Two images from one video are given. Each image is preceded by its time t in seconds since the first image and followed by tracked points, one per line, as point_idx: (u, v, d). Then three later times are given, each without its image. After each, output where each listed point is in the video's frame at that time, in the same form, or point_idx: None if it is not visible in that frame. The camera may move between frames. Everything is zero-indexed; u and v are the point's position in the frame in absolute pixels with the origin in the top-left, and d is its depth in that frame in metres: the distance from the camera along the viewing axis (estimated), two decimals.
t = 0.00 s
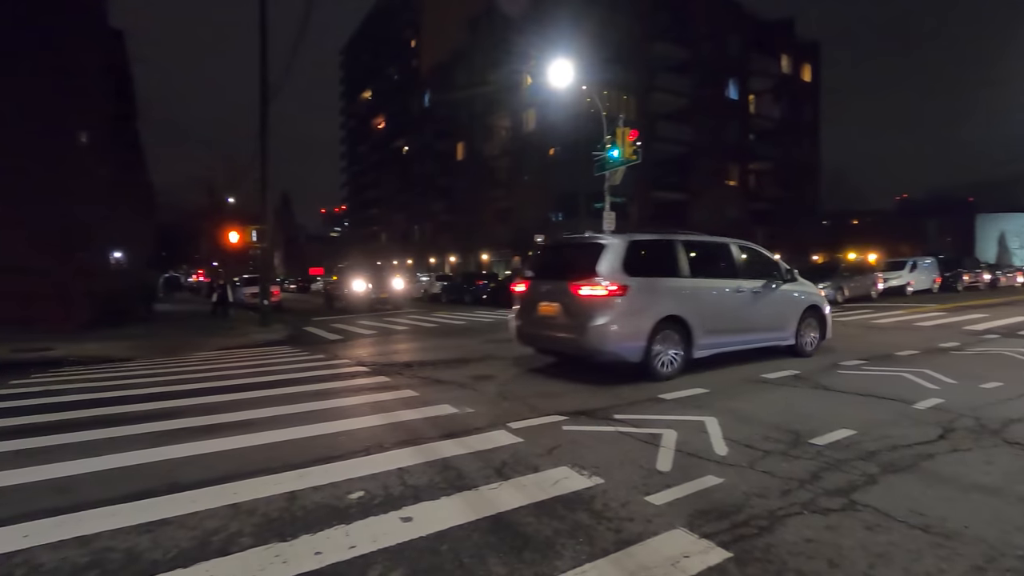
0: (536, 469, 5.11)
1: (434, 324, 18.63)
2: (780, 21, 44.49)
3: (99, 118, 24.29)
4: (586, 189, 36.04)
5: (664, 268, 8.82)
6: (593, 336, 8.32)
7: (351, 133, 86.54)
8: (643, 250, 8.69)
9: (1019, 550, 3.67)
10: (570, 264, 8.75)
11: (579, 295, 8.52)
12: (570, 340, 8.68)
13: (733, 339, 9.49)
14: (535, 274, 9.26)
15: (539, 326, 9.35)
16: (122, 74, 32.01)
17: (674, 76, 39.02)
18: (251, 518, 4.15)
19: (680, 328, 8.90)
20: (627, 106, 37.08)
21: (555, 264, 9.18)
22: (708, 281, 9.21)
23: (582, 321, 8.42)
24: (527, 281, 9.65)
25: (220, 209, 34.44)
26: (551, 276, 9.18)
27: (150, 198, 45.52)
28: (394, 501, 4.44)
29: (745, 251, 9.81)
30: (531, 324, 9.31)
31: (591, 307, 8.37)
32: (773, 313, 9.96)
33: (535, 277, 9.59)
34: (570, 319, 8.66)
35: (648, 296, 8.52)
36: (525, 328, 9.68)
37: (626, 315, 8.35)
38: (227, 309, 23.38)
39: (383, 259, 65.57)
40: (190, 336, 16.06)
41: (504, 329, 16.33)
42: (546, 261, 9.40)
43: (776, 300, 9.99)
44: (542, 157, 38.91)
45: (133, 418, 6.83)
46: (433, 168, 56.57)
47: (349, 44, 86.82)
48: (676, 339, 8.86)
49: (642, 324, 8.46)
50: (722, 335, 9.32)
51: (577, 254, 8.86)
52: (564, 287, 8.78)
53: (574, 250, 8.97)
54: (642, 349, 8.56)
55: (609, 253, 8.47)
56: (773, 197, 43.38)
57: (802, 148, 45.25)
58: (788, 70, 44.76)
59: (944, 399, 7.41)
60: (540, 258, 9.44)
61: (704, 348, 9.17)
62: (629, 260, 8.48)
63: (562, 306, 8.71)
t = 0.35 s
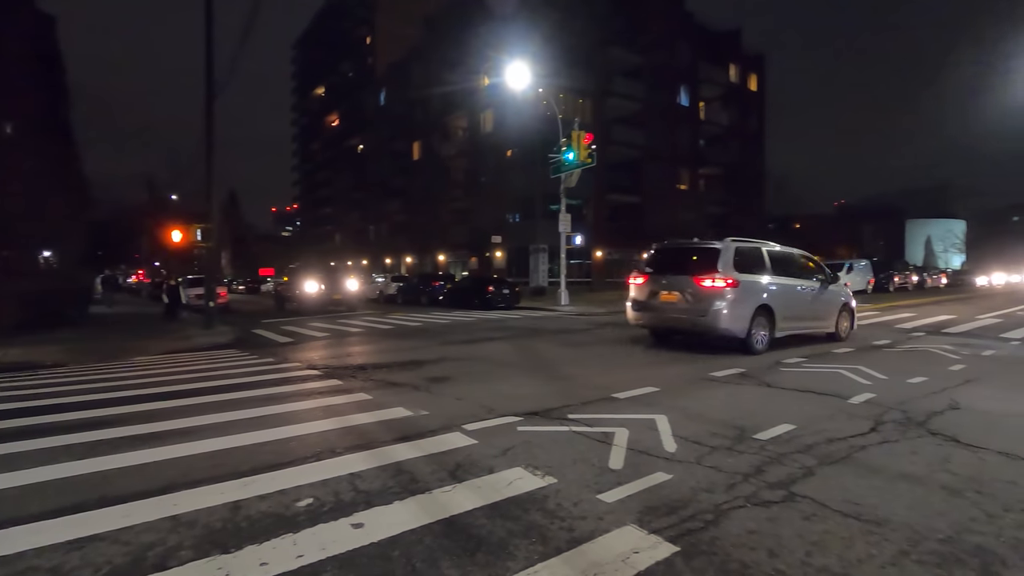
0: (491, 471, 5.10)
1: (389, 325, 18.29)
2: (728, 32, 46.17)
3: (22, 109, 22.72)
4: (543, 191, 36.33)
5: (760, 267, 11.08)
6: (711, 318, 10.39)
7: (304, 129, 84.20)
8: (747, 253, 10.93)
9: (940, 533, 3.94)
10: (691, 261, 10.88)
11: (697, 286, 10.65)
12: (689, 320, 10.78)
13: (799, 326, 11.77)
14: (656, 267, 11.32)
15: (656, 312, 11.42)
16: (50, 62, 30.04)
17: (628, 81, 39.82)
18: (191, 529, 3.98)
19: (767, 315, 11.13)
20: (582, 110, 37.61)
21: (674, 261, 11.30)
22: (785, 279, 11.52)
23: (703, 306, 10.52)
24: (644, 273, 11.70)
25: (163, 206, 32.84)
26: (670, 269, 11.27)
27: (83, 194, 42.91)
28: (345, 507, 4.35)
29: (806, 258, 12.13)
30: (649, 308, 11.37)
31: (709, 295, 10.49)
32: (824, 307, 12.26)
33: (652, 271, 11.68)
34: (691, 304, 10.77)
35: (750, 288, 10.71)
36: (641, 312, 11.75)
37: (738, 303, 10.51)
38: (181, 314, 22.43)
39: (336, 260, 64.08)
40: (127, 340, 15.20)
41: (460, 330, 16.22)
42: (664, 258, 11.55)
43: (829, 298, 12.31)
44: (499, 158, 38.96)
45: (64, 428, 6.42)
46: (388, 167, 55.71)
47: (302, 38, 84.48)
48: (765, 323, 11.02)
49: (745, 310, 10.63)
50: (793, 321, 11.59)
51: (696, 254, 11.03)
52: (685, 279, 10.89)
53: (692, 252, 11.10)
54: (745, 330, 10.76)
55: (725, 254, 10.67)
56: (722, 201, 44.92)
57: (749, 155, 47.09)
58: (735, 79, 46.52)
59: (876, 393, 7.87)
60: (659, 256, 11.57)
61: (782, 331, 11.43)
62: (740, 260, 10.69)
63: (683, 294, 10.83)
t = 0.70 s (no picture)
0: (451, 471, 5.09)
1: (349, 325, 17.93)
2: (686, 38, 47.36)
3: None
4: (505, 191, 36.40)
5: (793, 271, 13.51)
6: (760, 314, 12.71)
7: (260, 124, 81.67)
8: (783, 260, 13.31)
9: (877, 520, 4.17)
10: (742, 267, 13.22)
11: (747, 287, 12.98)
12: (743, 316, 13.12)
13: (817, 317, 14.39)
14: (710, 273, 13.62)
15: (712, 309, 13.73)
16: None
17: (590, 84, 40.32)
18: (136, 538, 3.81)
19: (799, 309, 13.65)
20: (544, 111, 37.86)
21: (726, 267, 13.65)
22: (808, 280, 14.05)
23: (754, 304, 12.86)
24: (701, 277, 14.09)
25: (107, 201, 31.28)
26: (724, 274, 13.61)
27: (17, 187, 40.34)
28: (300, 511, 4.26)
29: (819, 262, 14.72)
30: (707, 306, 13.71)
31: (758, 296, 12.82)
32: (833, 302, 14.99)
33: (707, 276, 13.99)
34: (744, 302, 13.13)
35: (788, 289, 13.14)
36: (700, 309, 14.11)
37: (780, 302, 12.90)
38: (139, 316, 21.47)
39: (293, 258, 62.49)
40: (67, 342, 14.39)
41: (422, 330, 16.07)
42: (717, 265, 13.88)
43: (838, 293, 14.96)
44: (461, 157, 38.80)
45: None
46: (348, 164, 54.63)
47: (258, 29, 81.87)
48: (799, 316, 13.50)
49: (785, 306, 13.08)
50: (815, 313, 14.19)
51: (744, 262, 13.39)
52: (738, 282, 13.20)
53: (741, 260, 13.45)
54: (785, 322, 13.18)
55: (770, 262, 13.05)
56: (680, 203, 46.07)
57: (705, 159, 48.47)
58: (693, 84, 47.77)
59: (820, 388, 8.27)
60: (712, 263, 13.88)
61: (808, 322, 13.98)
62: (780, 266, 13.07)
63: (736, 294, 13.15)
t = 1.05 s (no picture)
0: (419, 472, 5.05)
1: (314, 326, 17.57)
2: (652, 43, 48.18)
3: None
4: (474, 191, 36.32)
5: (803, 271, 16.56)
6: (783, 305, 15.60)
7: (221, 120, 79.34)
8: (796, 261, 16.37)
9: (834, 510, 4.33)
10: (765, 268, 16.13)
11: (770, 283, 15.94)
12: (766, 307, 16.03)
13: (819, 308, 17.45)
14: (738, 272, 16.47)
15: (739, 302, 16.61)
16: None
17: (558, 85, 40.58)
18: (88, 550, 3.66)
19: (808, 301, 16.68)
20: (513, 112, 37.96)
21: (750, 267, 16.53)
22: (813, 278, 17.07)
23: (777, 297, 15.82)
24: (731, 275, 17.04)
25: (56, 199, 29.85)
26: (749, 273, 16.55)
27: None
28: (264, 517, 4.16)
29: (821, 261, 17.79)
30: (736, 299, 16.54)
31: (780, 290, 15.77)
32: (832, 294, 18.14)
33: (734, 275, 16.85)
34: (767, 295, 16.06)
35: (801, 285, 16.13)
36: (729, 301, 16.99)
37: (796, 295, 15.92)
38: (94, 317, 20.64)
39: (257, 258, 60.96)
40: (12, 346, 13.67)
41: (390, 331, 15.90)
42: (742, 266, 16.78)
43: (834, 289, 18.06)
44: (430, 156, 38.54)
45: None
46: (314, 162, 53.60)
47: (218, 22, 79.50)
48: (810, 308, 16.50)
49: (799, 299, 16.10)
50: (818, 306, 17.24)
51: (765, 264, 16.34)
52: (762, 280, 16.14)
53: (763, 262, 16.37)
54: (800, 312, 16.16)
55: (788, 263, 16.02)
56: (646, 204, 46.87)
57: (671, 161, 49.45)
58: (658, 88, 48.65)
59: (780, 384, 8.53)
60: (738, 264, 16.77)
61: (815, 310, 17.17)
62: (795, 266, 16.08)
63: (761, 289, 16.04)
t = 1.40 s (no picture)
0: (394, 473, 5.01)
1: (286, 327, 17.24)
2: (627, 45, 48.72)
3: None
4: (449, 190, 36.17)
5: (805, 270, 19.50)
6: (793, 297, 18.39)
7: (189, 115, 77.33)
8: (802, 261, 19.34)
9: (801, 503, 4.44)
10: (776, 266, 19.04)
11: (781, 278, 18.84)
12: (777, 299, 18.89)
13: (817, 302, 20.58)
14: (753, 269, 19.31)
15: (753, 295, 19.45)
16: None
17: (534, 85, 40.70)
18: (48, 559, 3.54)
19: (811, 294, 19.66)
20: (489, 111, 37.95)
21: (762, 266, 19.48)
22: (815, 275, 20.16)
23: (786, 291, 18.72)
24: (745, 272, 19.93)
25: (13, 195, 28.64)
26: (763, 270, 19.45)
27: None
28: (234, 521, 4.07)
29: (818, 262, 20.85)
30: (751, 293, 19.30)
31: (790, 284, 18.62)
32: (829, 289, 21.30)
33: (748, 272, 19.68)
34: (778, 289, 18.94)
35: (807, 281, 19.13)
36: (743, 295, 19.77)
37: (802, 290, 18.83)
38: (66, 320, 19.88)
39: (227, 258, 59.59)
40: None
41: (364, 331, 15.73)
42: (755, 264, 19.70)
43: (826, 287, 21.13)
44: (405, 155, 38.23)
45: None
46: (286, 160, 52.66)
47: (186, 15, 77.51)
48: (812, 300, 19.53)
49: (804, 292, 19.00)
50: (820, 297, 20.33)
51: (775, 263, 19.26)
52: (773, 276, 19.03)
53: (774, 261, 19.26)
54: (805, 303, 19.11)
55: (795, 262, 18.94)
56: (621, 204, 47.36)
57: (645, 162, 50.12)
58: (633, 90, 49.30)
59: (750, 382, 8.71)
60: (751, 263, 19.63)
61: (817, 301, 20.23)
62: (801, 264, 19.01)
63: (772, 284, 18.82)
